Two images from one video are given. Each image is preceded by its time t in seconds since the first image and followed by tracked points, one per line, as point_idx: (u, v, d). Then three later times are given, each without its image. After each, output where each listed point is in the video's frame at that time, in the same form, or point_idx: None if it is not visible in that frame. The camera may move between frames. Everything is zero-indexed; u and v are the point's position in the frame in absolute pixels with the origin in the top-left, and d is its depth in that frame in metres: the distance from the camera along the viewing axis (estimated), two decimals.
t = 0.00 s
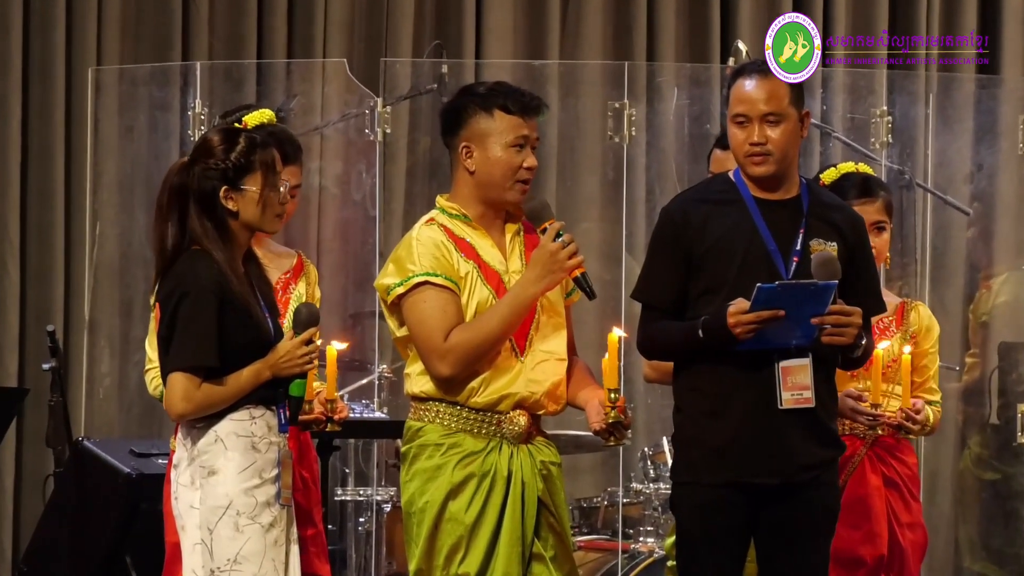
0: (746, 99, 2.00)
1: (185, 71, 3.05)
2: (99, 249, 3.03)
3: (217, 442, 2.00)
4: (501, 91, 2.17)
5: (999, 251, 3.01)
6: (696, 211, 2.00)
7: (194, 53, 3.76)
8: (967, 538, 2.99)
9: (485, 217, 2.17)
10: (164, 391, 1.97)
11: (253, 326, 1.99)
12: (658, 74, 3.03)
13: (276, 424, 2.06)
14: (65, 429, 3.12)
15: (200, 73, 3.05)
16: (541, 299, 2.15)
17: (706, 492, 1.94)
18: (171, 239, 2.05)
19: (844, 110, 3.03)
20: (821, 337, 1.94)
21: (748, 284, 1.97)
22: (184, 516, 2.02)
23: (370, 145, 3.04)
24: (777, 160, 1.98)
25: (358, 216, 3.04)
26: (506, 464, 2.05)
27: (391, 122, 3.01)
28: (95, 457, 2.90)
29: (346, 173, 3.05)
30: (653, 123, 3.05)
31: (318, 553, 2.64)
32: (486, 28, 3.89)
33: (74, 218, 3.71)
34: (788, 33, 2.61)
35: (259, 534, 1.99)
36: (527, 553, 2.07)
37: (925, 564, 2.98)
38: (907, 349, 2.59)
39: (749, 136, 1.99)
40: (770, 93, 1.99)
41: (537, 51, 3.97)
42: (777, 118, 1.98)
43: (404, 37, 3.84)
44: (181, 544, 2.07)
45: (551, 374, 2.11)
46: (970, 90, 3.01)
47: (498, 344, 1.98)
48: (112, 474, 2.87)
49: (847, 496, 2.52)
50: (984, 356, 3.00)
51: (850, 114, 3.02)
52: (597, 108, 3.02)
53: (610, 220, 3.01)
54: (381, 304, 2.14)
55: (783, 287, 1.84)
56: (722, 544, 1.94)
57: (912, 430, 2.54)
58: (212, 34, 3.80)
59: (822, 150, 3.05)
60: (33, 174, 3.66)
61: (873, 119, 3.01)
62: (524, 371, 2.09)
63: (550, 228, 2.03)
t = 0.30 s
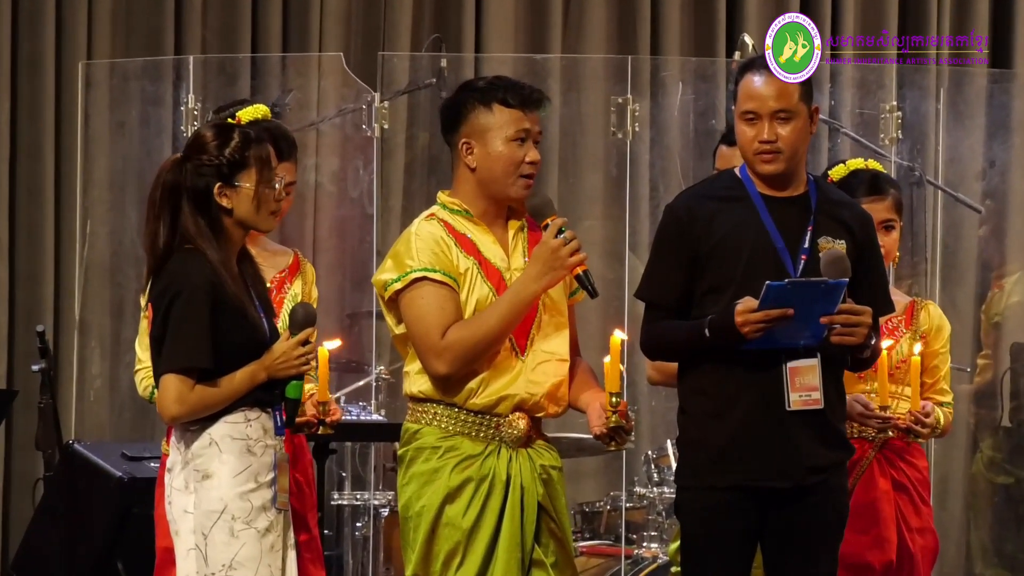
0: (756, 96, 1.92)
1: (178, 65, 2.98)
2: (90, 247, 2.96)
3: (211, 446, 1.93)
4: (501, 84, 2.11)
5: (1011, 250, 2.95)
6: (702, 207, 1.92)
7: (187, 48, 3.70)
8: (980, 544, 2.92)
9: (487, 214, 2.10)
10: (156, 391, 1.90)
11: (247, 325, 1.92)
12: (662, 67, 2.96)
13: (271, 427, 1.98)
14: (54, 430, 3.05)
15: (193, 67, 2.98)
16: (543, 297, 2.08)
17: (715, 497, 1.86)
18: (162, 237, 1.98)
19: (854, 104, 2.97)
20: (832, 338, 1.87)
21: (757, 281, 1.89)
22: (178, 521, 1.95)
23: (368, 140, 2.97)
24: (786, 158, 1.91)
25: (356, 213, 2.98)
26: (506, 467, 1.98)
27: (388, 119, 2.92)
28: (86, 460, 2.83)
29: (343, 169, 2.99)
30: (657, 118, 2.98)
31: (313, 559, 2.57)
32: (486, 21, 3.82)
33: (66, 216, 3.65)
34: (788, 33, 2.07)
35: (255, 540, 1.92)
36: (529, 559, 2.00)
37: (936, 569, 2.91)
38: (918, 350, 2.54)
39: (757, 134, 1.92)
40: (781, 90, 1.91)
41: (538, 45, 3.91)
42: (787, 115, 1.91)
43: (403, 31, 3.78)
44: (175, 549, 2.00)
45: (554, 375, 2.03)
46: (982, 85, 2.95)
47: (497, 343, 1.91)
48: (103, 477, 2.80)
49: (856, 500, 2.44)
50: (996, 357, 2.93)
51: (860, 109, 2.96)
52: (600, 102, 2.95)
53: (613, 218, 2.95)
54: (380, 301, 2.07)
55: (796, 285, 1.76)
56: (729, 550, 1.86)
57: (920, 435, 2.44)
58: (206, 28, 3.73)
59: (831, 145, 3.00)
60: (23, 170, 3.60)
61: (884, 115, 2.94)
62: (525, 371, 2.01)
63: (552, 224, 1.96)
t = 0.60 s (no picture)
0: (756, 93, 1.91)
1: (172, 63, 2.96)
2: (84, 246, 2.95)
3: (206, 446, 1.91)
4: (494, 81, 2.10)
5: (1010, 250, 2.94)
6: (700, 207, 1.91)
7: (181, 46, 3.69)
8: (978, 545, 2.90)
9: (485, 212, 2.08)
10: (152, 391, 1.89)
11: (243, 325, 1.91)
12: (659, 66, 2.95)
13: (268, 427, 1.97)
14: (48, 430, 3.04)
15: (188, 66, 2.97)
16: (541, 297, 2.06)
17: (712, 498, 1.85)
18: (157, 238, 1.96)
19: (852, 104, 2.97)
20: (831, 339, 1.86)
21: (755, 281, 1.88)
22: (174, 521, 1.93)
23: (363, 140, 2.96)
24: (786, 155, 1.90)
25: (351, 212, 2.96)
26: (502, 468, 1.97)
27: (384, 118, 2.89)
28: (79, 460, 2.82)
29: (338, 169, 2.98)
30: (654, 117, 2.97)
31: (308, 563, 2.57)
32: (482, 18, 3.81)
33: (60, 214, 3.64)
34: (788, 33, 2.05)
35: (250, 541, 1.91)
36: (526, 560, 1.99)
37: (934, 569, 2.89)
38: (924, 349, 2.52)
39: (757, 132, 1.91)
40: (780, 88, 1.91)
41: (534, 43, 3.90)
42: (787, 113, 1.90)
43: (398, 29, 3.76)
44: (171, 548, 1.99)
45: (551, 374, 2.01)
46: (980, 84, 2.93)
47: (492, 341, 1.90)
48: (96, 478, 2.78)
49: (860, 501, 2.43)
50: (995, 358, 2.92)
51: (857, 109, 2.96)
52: (597, 101, 2.93)
53: (610, 218, 2.93)
54: (377, 300, 2.06)
55: (795, 286, 1.75)
56: (727, 551, 1.85)
57: (926, 435, 2.43)
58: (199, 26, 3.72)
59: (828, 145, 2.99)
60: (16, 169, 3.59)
61: (882, 114, 2.94)
62: (522, 371, 2.00)
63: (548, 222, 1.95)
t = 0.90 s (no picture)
0: (759, 88, 1.85)
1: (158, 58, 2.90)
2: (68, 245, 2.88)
3: (194, 449, 1.84)
4: (484, 76, 2.04)
5: (1015, 250, 2.88)
6: (700, 206, 1.84)
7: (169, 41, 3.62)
8: (983, 551, 2.83)
9: (477, 210, 2.01)
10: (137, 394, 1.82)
11: (230, 326, 1.84)
12: (656, 61, 2.89)
13: (257, 431, 1.90)
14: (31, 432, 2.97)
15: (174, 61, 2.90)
16: (535, 296, 2.00)
17: (713, 503, 1.78)
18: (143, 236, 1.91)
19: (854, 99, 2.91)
20: (834, 342, 1.79)
21: (756, 280, 1.81)
22: (161, 526, 1.86)
23: (353, 136, 2.89)
24: (790, 152, 1.84)
25: (341, 211, 2.91)
26: (497, 472, 1.90)
27: (375, 114, 2.81)
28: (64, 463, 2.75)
29: (328, 166, 2.92)
30: (651, 114, 2.90)
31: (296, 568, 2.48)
32: (476, 13, 3.75)
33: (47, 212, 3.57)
34: (789, 32, 1.92)
35: (240, 546, 1.84)
36: (523, 567, 1.91)
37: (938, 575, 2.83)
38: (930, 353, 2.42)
39: (760, 128, 1.84)
40: (783, 82, 1.84)
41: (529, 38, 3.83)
42: (790, 108, 1.84)
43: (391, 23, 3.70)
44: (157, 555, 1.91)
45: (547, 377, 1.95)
46: (985, 79, 2.86)
47: (487, 342, 1.83)
48: (82, 481, 2.72)
49: (876, 507, 2.37)
50: (1001, 358, 2.85)
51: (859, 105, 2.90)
52: (593, 97, 2.87)
53: (606, 216, 2.87)
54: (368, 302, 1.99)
55: (801, 288, 1.68)
56: (728, 558, 1.78)
57: (943, 439, 2.33)
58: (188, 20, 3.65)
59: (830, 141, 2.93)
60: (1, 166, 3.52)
61: (884, 110, 2.88)
62: (516, 373, 1.93)
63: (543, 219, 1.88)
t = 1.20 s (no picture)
0: (762, 87, 1.81)
1: (151, 55, 2.86)
2: (60, 244, 2.84)
3: (186, 451, 1.81)
4: (481, 74, 2.00)
5: (1017, 249, 2.85)
6: (699, 204, 1.80)
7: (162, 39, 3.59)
8: (985, 554, 2.80)
9: (474, 209, 1.98)
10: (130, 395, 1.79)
11: (224, 326, 1.80)
12: (655, 58, 2.85)
13: (252, 432, 1.87)
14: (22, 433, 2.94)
15: (168, 58, 2.86)
16: (533, 296, 1.96)
17: (712, 506, 1.74)
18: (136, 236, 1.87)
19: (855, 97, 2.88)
20: (837, 343, 1.75)
21: (757, 279, 1.78)
22: (154, 529, 1.82)
23: (349, 134, 2.86)
24: (793, 151, 1.80)
25: (336, 210, 2.87)
26: (494, 474, 1.86)
27: (370, 111, 2.80)
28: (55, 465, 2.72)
29: (323, 164, 2.87)
30: (650, 112, 2.87)
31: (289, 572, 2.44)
32: (473, 11, 3.72)
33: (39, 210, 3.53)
34: (788, 32, 1.86)
35: (234, 549, 1.80)
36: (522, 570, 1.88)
37: None
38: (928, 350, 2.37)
39: (763, 128, 1.81)
40: (786, 80, 1.80)
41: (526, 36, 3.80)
42: (793, 107, 1.80)
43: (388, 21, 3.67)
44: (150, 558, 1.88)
45: (545, 377, 1.91)
46: (987, 78, 2.83)
47: (484, 343, 1.79)
48: (73, 484, 2.68)
49: (889, 510, 2.33)
50: (1004, 360, 2.81)
51: (860, 102, 2.87)
52: (591, 95, 2.84)
53: (604, 215, 2.83)
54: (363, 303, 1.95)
55: (804, 288, 1.65)
56: (729, 562, 1.74)
57: (963, 440, 2.23)
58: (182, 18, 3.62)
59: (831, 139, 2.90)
60: None
61: (885, 108, 2.85)
62: (513, 374, 1.89)
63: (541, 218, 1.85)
